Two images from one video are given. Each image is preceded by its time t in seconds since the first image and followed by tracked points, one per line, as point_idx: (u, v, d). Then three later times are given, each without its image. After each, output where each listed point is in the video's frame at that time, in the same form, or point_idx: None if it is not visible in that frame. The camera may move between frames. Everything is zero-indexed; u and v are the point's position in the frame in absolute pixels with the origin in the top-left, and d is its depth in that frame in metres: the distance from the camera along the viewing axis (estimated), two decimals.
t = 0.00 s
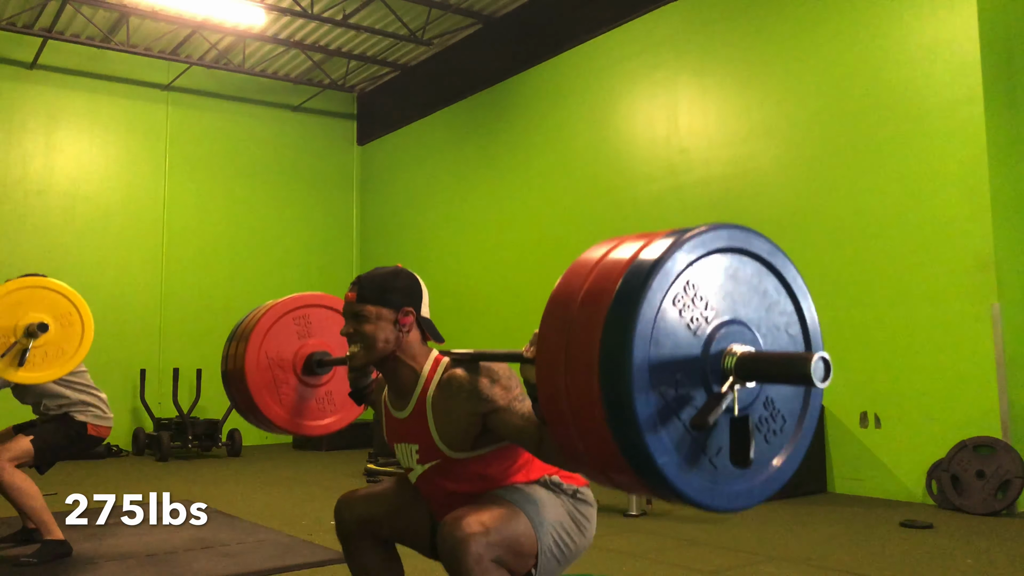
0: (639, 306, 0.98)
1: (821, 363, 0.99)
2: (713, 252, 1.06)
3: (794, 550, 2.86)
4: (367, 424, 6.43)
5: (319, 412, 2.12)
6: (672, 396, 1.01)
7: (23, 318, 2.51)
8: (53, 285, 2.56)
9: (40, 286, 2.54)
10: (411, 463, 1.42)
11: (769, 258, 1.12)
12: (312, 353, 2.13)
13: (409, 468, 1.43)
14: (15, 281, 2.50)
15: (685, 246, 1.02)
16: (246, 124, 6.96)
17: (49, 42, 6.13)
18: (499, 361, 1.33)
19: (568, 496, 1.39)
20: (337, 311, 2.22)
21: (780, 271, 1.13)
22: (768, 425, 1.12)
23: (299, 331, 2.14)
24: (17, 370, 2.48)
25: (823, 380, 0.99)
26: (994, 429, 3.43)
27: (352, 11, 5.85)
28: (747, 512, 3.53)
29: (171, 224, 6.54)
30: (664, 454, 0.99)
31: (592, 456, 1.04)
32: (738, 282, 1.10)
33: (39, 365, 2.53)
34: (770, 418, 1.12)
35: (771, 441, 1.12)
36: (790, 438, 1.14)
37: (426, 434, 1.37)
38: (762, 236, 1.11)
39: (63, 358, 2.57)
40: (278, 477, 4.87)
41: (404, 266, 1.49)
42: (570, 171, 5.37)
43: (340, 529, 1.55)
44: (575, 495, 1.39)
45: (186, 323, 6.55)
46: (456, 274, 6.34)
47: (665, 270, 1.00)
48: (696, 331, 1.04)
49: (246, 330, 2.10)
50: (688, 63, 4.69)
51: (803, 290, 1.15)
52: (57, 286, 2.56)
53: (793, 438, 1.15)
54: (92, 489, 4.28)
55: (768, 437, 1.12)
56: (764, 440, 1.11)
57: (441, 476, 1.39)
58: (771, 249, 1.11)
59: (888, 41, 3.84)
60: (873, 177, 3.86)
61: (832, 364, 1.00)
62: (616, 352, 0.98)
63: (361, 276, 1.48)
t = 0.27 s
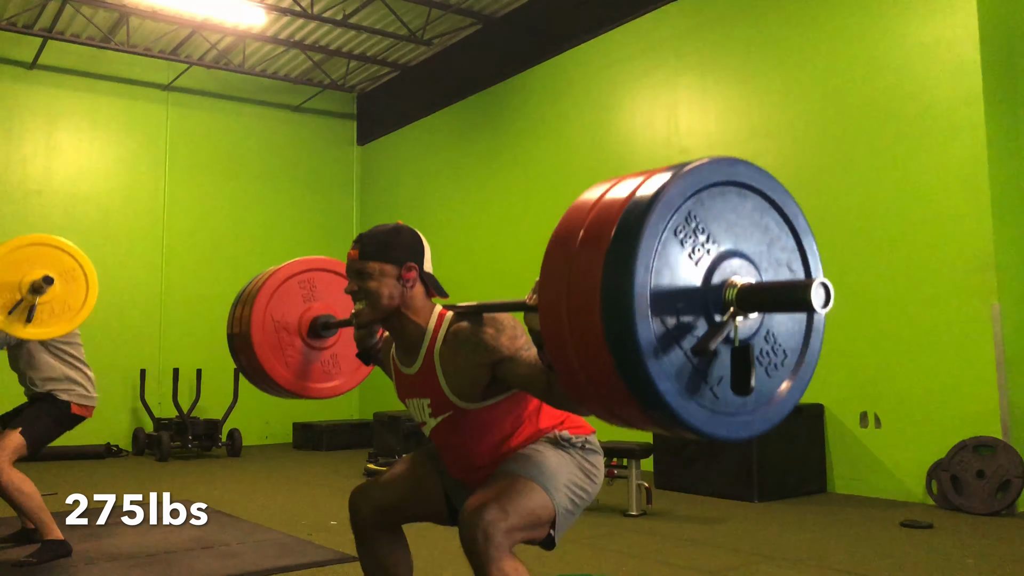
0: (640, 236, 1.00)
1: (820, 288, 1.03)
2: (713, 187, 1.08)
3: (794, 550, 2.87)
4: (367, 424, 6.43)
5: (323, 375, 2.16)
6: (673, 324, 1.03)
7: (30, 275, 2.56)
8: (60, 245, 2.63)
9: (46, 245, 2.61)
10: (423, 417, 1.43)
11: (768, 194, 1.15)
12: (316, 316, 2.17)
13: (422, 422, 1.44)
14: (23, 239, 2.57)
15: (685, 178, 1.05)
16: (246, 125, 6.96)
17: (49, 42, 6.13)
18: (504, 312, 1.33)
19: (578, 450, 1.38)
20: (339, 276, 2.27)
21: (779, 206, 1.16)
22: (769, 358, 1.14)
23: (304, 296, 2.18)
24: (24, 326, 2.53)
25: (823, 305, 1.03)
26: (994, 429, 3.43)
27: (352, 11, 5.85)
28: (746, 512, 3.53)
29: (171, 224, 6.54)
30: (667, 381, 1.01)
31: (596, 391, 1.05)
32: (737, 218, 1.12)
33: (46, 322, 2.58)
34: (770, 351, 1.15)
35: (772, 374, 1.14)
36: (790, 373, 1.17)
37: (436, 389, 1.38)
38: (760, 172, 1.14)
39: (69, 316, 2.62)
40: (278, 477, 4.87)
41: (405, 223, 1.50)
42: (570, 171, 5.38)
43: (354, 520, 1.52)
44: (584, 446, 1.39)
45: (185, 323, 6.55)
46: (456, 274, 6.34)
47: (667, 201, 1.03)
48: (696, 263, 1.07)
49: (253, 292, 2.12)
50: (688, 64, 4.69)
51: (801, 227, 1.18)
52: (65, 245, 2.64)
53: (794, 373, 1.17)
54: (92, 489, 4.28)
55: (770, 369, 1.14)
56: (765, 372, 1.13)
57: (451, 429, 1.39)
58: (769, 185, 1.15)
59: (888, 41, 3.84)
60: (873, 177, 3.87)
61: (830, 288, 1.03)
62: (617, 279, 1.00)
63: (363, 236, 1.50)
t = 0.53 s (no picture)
0: (640, 179, 1.02)
1: (821, 228, 1.05)
2: (712, 130, 1.10)
3: (794, 550, 2.87)
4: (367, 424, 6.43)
5: (328, 345, 2.17)
6: (674, 266, 1.05)
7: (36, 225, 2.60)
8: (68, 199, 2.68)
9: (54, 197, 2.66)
10: (420, 377, 1.43)
11: (769, 140, 1.17)
12: (321, 286, 2.18)
13: (419, 382, 1.44)
14: (31, 189, 2.62)
15: (684, 121, 1.07)
16: (246, 124, 6.96)
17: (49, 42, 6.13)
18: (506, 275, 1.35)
19: (573, 429, 1.39)
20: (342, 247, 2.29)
21: (780, 151, 1.18)
22: (773, 303, 1.15)
23: (308, 266, 2.19)
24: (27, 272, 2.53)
25: (824, 244, 1.05)
26: (994, 429, 3.43)
27: (352, 11, 5.85)
28: (746, 512, 3.53)
29: (171, 223, 6.54)
30: (670, 322, 1.02)
31: (600, 338, 1.07)
32: (737, 162, 1.14)
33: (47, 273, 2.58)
34: (774, 296, 1.16)
35: (775, 318, 1.15)
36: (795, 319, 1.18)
37: (436, 347, 1.38)
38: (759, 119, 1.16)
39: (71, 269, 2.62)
40: (278, 477, 4.87)
41: (409, 184, 1.52)
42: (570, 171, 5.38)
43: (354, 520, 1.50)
44: (578, 424, 1.40)
45: (185, 322, 6.55)
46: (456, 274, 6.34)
47: (667, 144, 1.05)
48: (697, 206, 1.09)
49: (257, 262, 2.13)
50: (688, 65, 4.69)
51: (801, 172, 1.20)
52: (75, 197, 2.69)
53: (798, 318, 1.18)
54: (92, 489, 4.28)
55: (773, 314, 1.15)
56: (769, 317, 1.15)
57: (449, 390, 1.40)
58: (771, 130, 1.17)
59: (888, 41, 3.84)
60: (873, 177, 3.87)
61: (830, 228, 1.06)
62: (620, 220, 1.02)
63: (366, 196, 1.52)
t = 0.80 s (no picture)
0: (642, 108, 1.05)
1: (820, 152, 1.09)
2: (711, 61, 1.14)
3: (794, 550, 2.86)
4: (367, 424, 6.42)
5: (330, 306, 2.21)
6: (676, 194, 1.09)
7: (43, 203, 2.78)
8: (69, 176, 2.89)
9: (54, 174, 2.84)
10: (408, 324, 1.45)
11: (766, 69, 1.21)
12: (322, 248, 2.23)
13: (407, 329, 1.46)
14: (34, 169, 2.80)
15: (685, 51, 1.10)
16: (246, 125, 6.96)
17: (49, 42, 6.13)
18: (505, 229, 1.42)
19: (558, 410, 1.39)
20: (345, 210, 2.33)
21: (777, 81, 1.22)
22: (770, 231, 1.20)
23: (310, 228, 2.24)
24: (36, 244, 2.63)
25: (824, 167, 1.10)
26: (994, 429, 3.43)
27: (352, 11, 5.85)
28: (746, 512, 3.53)
29: (171, 223, 6.54)
30: (673, 248, 1.06)
31: (604, 271, 1.11)
32: (736, 93, 1.18)
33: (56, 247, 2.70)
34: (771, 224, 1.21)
35: (773, 246, 1.20)
36: (791, 249, 1.23)
37: (427, 292, 1.40)
38: (757, 49, 1.20)
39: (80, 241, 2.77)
40: (278, 477, 4.87)
41: (418, 131, 1.55)
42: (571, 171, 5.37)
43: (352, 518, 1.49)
44: (564, 403, 1.40)
45: (185, 322, 6.55)
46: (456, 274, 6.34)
47: (667, 74, 1.08)
48: (699, 135, 1.13)
49: (260, 224, 2.18)
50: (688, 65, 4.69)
51: (797, 102, 1.24)
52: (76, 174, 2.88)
53: (795, 247, 1.23)
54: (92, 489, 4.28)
55: (771, 242, 1.20)
56: (766, 244, 1.19)
57: (435, 340, 1.42)
58: (768, 61, 1.21)
59: (888, 40, 3.84)
60: (873, 176, 3.87)
61: (829, 152, 1.10)
62: (621, 150, 1.05)
63: (374, 140, 1.55)
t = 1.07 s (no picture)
0: None
1: (821, 28, 1.03)
2: None
3: (794, 550, 2.86)
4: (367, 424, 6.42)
5: (332, 249, 2.20)
6: (678, 72, 1.05)
7: (48, 203, 2.82)
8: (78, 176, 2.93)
9: (61, 174, 2.88)
10: (397, 239, 1.43)
11: None
12: (325, 190, 2.21)
13: (395, 245, 1.44)
14: (42, 169, 2.84)
15: None
16: (246, 125, 6.96)
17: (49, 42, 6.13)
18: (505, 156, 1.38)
19: (537, 373, 1.36)
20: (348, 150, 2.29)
21: None
22: (773, 123, 1.15)
23: (313, 169, 2.22)
24: (39, 242, 2.67)
25: (825, 44, 1.03)
26: (994, 429, 3.43)
27: (352, 11, 5.85)
28: (746, 512, 3.53)
29: (171, 223, 6.54)
30: (675, 126, 1.02)
31: (609, 160, 1.07)
32: None
33: (61, 246, 2.73)
34: (775, 117, 1.15)
35: (777, 139, 1.15)
36: (796, 144, 1.17)
37: (419, 206, 1.38)
38: None
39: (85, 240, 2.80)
40: (278, 477, 4.87)
41: (418, 55, 1.55)
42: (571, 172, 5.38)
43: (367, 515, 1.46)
44: (542, 361, 1.37)
45: (185, 322, 6.55)
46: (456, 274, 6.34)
47: None
48: (700, 19, 1.09)
49: (262, 163, 2.15)
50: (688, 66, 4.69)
51: None
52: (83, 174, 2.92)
53: (799, 141, 1.18)
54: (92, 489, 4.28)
55: (774, 134, 1.15)
56: (770, 136, 1.14)
57: (421, 259, 1.38)
58: None
59: (888, 39, 3.84)
60: (873, 175, 3.87)
61: (831, 28, 1.04)
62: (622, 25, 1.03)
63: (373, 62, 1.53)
